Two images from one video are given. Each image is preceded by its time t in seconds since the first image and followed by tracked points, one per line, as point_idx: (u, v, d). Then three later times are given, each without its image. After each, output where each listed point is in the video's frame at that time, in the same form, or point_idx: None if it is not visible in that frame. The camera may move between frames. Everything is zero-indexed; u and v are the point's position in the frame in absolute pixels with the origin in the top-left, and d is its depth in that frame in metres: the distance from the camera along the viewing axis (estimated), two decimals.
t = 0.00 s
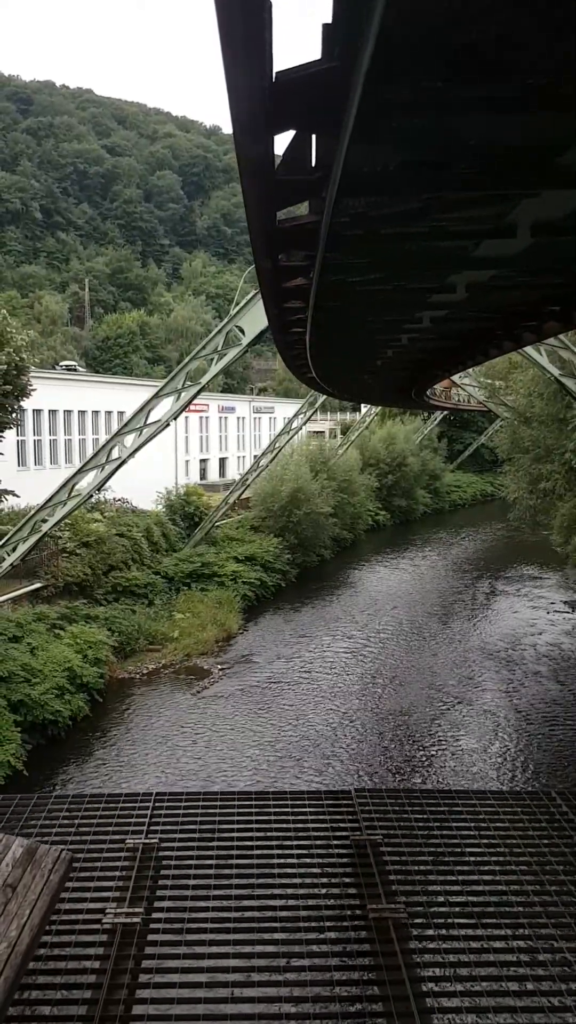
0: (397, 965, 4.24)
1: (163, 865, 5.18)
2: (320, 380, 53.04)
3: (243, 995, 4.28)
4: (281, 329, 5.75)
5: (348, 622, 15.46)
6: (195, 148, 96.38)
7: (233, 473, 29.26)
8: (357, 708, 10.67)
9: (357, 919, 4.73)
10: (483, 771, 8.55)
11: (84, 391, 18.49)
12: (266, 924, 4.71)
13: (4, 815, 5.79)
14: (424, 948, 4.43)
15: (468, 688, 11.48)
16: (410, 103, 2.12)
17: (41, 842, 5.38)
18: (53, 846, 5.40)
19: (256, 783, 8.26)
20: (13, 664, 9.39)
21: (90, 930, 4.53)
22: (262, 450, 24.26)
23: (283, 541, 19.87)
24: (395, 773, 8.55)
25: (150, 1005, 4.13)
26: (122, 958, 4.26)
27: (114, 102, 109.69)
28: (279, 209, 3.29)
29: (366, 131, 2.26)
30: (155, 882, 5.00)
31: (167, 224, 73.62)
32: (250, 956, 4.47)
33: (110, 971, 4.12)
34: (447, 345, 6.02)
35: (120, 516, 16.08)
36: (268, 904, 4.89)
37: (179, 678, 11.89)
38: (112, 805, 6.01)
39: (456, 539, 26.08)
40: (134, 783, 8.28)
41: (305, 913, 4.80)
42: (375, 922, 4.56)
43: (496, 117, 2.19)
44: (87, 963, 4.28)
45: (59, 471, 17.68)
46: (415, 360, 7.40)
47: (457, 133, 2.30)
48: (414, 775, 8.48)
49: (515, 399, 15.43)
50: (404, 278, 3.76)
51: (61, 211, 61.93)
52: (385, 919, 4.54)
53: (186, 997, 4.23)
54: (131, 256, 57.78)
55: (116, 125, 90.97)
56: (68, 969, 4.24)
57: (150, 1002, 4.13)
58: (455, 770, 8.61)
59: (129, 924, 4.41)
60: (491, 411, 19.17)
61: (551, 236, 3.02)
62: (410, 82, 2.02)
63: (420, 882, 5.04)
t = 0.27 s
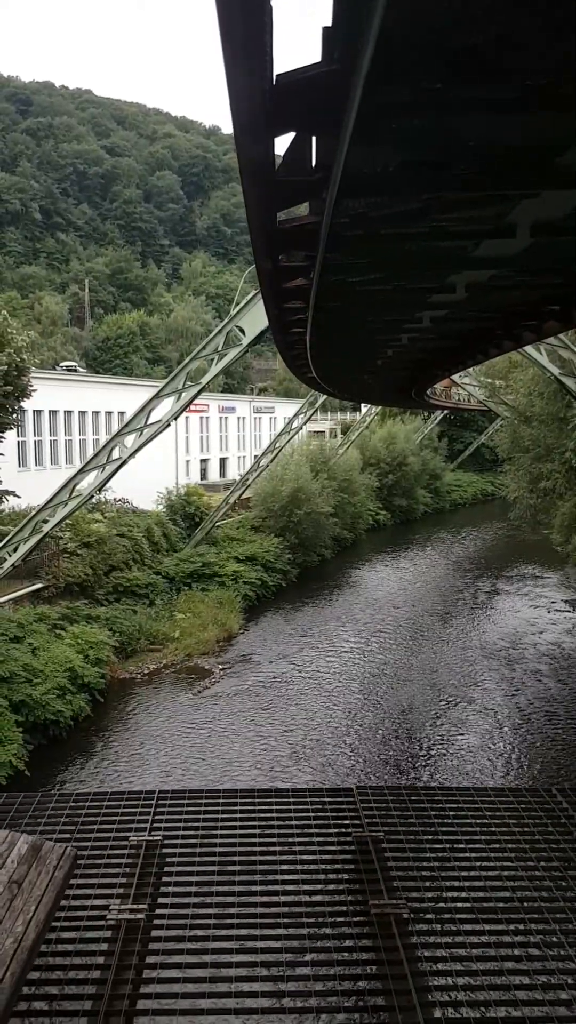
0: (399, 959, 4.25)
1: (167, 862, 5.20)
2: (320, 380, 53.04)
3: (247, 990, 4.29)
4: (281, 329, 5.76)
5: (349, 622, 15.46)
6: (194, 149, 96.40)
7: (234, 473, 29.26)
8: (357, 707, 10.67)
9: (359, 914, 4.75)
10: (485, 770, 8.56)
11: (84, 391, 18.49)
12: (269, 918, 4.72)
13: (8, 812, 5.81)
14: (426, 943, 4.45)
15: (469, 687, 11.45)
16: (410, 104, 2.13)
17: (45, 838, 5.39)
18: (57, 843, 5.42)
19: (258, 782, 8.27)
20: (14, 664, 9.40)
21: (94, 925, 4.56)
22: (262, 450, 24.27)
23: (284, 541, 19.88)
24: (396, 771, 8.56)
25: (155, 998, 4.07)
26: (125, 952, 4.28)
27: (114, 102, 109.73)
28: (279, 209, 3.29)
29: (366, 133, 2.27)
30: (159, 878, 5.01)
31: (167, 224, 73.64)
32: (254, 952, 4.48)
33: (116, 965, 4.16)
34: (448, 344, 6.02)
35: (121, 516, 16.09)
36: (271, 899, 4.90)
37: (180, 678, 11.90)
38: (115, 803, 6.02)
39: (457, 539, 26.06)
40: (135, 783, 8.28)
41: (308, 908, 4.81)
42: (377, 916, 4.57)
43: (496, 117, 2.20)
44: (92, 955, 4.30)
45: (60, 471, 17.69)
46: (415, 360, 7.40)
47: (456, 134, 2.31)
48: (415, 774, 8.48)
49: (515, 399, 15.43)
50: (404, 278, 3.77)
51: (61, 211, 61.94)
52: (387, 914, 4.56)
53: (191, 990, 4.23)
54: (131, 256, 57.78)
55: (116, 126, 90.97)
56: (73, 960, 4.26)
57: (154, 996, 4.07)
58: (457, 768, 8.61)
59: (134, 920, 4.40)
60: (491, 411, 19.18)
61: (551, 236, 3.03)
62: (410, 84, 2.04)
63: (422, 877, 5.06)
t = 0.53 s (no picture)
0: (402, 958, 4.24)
1: (169, 862, 5.20)
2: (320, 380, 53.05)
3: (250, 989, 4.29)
4: (281, 329, 5.75)
5: (350, 622, 15.46)
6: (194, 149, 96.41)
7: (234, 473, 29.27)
8: (360, 707, 10.67)
9: (362, 912, 4.75)
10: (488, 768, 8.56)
11: (84, 392, 18.49)
12: (273, 917, 4.72)
13: (10, 812, 5.81)
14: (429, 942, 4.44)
15: (471, 687, 11.44)
16: (410, 105, 2.14)
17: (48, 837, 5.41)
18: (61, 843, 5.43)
19: (260, 781, 8.29)
20: (15, 664, 9.40)
21: (98, 924, 4.58)
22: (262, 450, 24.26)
23: (284, 540, 19.89)
24: (399, 770, 8.56)
25: (159, 998, 4.08)
26: (129, 951, 4.27)
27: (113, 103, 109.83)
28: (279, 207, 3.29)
29: (365, 133, 2.28)
30: (162, 878, 5.03)
31: (167, 224, 73.65)
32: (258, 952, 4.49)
33: (119, 963, 4.15)
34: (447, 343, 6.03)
35: (122, 516, 16.10)
36: (274, 898, 4.90)
37: (181, 678, 11.91)
38: (118, 803, 6.02)
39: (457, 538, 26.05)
40: (138, 782, 8.31)
41: (310, 907, 4.82)
42: (380, 915, 4.57)
43: (495, 118, 2.21)
44: (97, 957, 4.31)
45: (60, 471, 17.70)
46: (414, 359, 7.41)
47: (456, 134, 2.31)
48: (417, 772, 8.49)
49: (515, 398, 15.42)
50: (403, 278, 3.76)
51: (61, 212, 61.95)
52: (390, 912, 4.55)
53: (195, 988, 4.24)
54: (130, 257, 57.78)
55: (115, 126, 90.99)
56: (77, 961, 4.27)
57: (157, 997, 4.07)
58: (460, 767, 8.62)
59: (138, 919, 4.40)
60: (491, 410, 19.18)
61: (550, 236, 3.04)
62: (410, 85, 2.04)
63: (425, 876, 5.05)
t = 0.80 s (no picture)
0: (406, 958, 4.22)
1: (172, 863, 5.19)
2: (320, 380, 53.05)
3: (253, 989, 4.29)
4: (281, 329, 5.75)
5: (351, 621, 15.46)
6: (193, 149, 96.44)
7: (235, 473, 29.27)
8: (362, 707, 10.65)
9: (364, 912, 4.74)
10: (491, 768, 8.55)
11: (84, 392, 18.50)
12: (276, 917, 4.72)
13: (12, 813, 5.81)
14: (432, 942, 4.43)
15: (472, 686, 11.44)
16: (410, 105, 2.14)
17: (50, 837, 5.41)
18: (64, 843, 5.43)
19: (261, 781, 8.29)
20: (16, 664, 9.41)
21: (101, 924, 4.58)
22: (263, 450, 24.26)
23: (285, 540, 19.89)
24: (401, 770, 8.56)
25: (162, 998, 4.09)
26: (132, 951, 4.28)
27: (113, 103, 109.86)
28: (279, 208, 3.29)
29: (365, 134, 2.28)
30: (165, 877, 5.03)
31: (166, 224, 73.67)
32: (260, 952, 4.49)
33: (123, 964, 4.15)
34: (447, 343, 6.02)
35: (122, 517, 16.10)
36: (277, 898, 4.90)
37: (182, 678, 11.90)
38: (120, 804, 6.02)
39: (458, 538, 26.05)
40: (139, 781, 8.32)
41: (313, 907, 4.81)
42: (383, 915, 4.57)
43: (495, 117, 2.20)
44: (100, 956, 4.32)
45: (61, 472, 17.70)
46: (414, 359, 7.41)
47: (456, 135, 2.32)
48: (420, 772, 8.48)
49: (515, 397, 15.42)
50: (403, 277, 3.76)
51: (60, 212, 61.98)
52: (393, 912, 4.54)
53: (197, 989, 4.24)
54: (130, 257, 57.81)
55: (114, 126, 91.04)
56: (80, 960, 4.27)
57: (161, 997, 4.10)
58: (463, 766, 8.61)
59: (141, 919, 4.40)
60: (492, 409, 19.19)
61: (550, 236, 3.04)
62: (409, 85, 2.05)
63: (427, 877, 5.04)
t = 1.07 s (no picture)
0: (407, 958, 4.23)
1: (173, 863, 5.20)
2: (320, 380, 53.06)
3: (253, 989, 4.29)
4: (281, 329, 5.75)
5: (351, 621, 15.46)
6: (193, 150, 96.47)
7: (235, 473, 29.27)
8: (362, 707, 10.65)
9: (365, 912, 4.75)
10: (491, 767, 8.55)
11: (84, 392, 18.50)
12: (277, 917, 4.72)
13: (13, 813, 5.81)
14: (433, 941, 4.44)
15: (473, 686, 11.44)
16: (410, 106, 2.14)
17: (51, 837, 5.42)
18: (65, 843, 5.43)
19: (262, 780, 8.30)
20: (17, 664, 9.41)
21: (102, 924, 4.58)
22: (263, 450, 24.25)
23: (285, 540, 19.89)
24: (402, 770, 8.55)
25: (163, 998, 4.09)
26: (134, 952, 4.28)
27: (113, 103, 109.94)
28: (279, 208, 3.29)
29: (365, 134, 2.28)
30: (166, 878, 5.03)
31: (166, 224, 73.68)
32: (261, 952, 4.48)
33: (123, 964, 4.16)
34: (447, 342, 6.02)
35: (122, 517, 16.10)
36: (278, 898, 4.90)
37: (182, 679, 11.90)
38: (121, 804, 6.02)
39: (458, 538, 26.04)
40: (140, 781, 8.33)
41: (314, 907, 4.81)
42: (384, 915, 4.57)
43: (495, 117, 2.20)
44: (101, 956, 4.32)
45: (61, 472, 17.71)
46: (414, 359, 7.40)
47: (456, 135, 2.32)
48: (420, 772, 8.48)
49: (515, 397, 15.42)
50: (404, 277, 3.76)
51: (60, 213, 62.00)
52: (394, 912, 4.56)
53: (198, 989, 4.24)
54: (130, 257, 57.82)
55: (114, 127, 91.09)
56: (81, 960, 4.27)
57: (162, 997, 4.10)
58: (463, 766, 8.60)
59: (142, 919, 4.42)
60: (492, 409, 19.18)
61: (551, 236, 3.04)
62: (409, 85, 2.05)
63: (429, 877, 5.05)
